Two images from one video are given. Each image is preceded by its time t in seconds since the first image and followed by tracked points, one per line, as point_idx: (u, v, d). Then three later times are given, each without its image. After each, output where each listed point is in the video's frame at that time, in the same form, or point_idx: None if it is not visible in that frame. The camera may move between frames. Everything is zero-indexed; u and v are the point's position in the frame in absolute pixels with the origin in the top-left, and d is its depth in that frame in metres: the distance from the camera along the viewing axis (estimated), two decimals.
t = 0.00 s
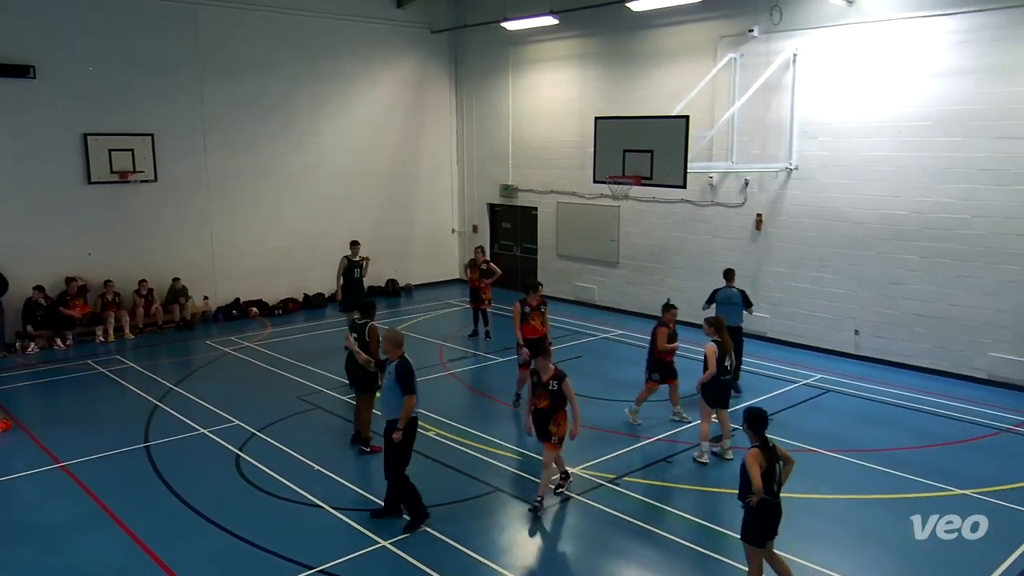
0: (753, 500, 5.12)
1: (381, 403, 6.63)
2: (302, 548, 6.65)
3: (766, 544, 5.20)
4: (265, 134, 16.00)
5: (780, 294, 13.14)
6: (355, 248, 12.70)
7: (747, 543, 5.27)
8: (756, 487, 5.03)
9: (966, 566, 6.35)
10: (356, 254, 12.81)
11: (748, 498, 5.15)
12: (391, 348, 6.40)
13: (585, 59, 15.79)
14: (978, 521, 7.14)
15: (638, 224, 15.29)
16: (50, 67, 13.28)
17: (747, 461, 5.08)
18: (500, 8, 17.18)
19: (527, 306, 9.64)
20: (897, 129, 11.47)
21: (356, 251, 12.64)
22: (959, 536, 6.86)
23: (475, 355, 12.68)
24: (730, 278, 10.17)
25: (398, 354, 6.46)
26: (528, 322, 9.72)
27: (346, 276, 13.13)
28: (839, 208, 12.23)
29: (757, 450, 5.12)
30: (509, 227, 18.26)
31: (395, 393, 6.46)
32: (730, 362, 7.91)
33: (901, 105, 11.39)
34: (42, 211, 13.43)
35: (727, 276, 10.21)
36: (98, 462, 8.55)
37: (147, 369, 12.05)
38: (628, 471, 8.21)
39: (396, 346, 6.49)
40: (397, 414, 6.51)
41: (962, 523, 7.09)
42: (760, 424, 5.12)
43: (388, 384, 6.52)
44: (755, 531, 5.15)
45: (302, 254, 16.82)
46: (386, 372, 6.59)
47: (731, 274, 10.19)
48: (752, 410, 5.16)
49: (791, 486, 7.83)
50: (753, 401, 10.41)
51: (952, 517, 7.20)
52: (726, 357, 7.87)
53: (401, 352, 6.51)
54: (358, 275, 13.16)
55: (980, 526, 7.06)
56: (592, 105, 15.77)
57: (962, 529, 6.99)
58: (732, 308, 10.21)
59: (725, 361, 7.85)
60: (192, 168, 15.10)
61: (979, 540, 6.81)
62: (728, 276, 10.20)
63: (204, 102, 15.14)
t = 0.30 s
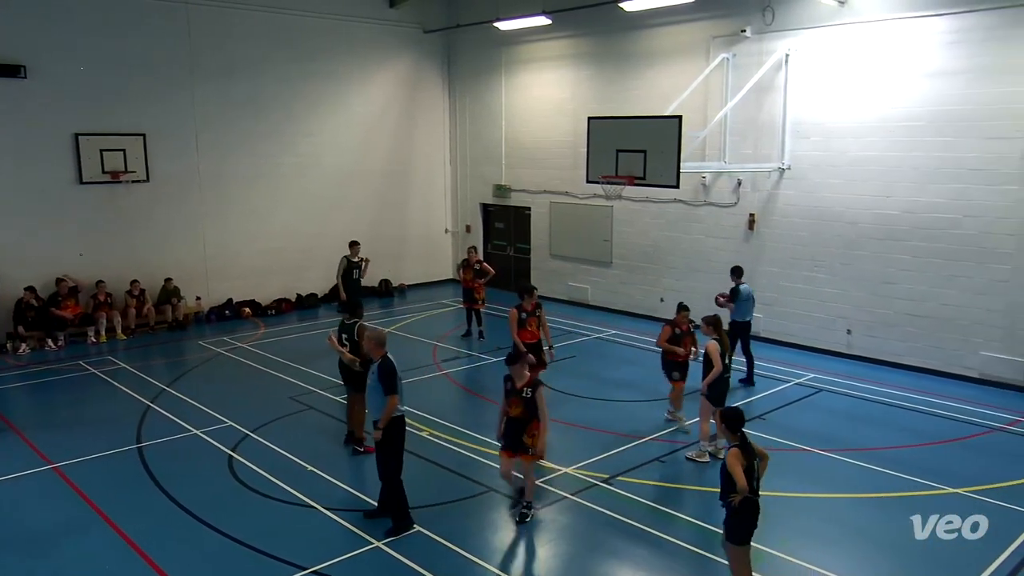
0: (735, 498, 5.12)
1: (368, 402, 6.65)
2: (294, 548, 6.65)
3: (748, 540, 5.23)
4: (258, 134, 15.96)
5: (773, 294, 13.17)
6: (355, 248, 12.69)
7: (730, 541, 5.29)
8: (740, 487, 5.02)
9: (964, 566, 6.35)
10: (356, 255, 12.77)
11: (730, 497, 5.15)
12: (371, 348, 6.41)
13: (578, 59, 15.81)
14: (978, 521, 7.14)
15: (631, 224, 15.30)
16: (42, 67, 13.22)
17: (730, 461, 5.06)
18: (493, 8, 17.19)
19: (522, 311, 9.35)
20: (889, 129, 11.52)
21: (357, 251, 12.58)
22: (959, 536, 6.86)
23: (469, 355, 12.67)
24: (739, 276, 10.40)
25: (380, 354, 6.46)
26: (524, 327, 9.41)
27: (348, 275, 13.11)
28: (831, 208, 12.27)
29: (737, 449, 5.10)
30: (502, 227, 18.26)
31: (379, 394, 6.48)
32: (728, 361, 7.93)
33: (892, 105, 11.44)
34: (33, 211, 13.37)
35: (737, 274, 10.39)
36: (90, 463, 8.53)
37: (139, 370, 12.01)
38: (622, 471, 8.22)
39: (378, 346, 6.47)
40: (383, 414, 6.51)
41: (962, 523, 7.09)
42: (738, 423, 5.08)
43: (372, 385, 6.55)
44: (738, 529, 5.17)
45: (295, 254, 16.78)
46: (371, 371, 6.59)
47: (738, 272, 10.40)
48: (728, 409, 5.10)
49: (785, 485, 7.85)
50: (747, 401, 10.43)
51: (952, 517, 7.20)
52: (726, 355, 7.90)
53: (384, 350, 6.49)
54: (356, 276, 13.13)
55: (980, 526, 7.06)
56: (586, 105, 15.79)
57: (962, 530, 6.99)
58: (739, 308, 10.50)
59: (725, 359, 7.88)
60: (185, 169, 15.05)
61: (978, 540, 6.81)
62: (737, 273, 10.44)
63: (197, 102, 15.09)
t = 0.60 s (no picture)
0: (722, 495, 5.17)
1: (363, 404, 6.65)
2: (291, 548, 6.65)
3: (736, 538, 5.25)
4: (255, 134, 15.95)
5: (770, 294, 13.18)
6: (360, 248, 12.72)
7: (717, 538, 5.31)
8: (731, 483, 5.04)
9: (963, 566, 6.36)
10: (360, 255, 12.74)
11: (717, 494, 5.20)
12: (364, 348, 6.39)
13: (575, 59, 15.81)
14: (978, 521, 7.14)
15: (629, 224, 15.30)
16: (38, 67, 13.20)
17: (718, 459, 5.07)
18: (490, 8, 17.18)
19: (517, 316, 8.92)
20: (885, 129, 11.54)
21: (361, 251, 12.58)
22: (959, 536, 6.87)
23: (466, 355, 12.66)
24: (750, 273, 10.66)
25: (373, 354, 6.44)
26: (520, 332, 8.98)
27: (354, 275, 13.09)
28: (828, 208, 12.28)
29: (725, 447, 5.10)
30: (500, 227, 18.26)
31: (372, 394, 6.46)
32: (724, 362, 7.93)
33: (889, 105, 11.45)
34: (30, 211, 13.34)
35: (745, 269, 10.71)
36: (86, 463, 8.51)
37: (136, 371, 11.99)
38: (620, 471, 8.21)
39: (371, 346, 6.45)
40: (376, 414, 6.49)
41: (962, 523, 7.09)
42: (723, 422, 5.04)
43: (366, 386, 6.53)
44: (726, 527, 5.17)
45: (293, 254, 16.77)
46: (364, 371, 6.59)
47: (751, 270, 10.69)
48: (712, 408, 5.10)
49: (783, 485, 7.84)
50: (744, 400, 10.43)
51: (952, 517, 7.21)
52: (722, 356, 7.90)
53: (377, 350, 6.48)
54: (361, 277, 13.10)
55: (980, 526, 7.06)
56: (583, 105, 15.79)
57: (962, 529, 6.99)
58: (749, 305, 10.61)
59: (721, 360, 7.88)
60: (182, 169, 15.03)
61: (978, 540, 6.82)
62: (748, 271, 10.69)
63: (194, 102, 15.07)
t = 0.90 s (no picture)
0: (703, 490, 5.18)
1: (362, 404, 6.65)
2: (292, 548, 6.65)
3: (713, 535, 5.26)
4: (256, 134, 15.95)
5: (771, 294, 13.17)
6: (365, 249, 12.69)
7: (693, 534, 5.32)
8: (715, 478, 5.07)
9: (963, 566, 6.36)
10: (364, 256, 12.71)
11: (697, 490, 5.21)
12: (364, 348, 6.40)
13: (575, 59, 15.82)
14: (978, 521, 7.15)
15: (629, 224, 15.31)
16: (39, 67, 13.20)
17: (704, 453, 5.11)
18: (491, 8, 17.19)
19: (521, 320, 8.62)
20: (885, 129, 11.54)
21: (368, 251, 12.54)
22: (959, 536, 6.87)
23: (467, 355, 12.67)
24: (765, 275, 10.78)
25: (373, 354, 6.46)
26: (524, 337, 8.64)
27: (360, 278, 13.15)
28: (828, 208, 12.29)
29: (710, 441, 5.18)
30: (500, 227, 18.26)
31: (372, 394, 6.47)
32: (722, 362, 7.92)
33: (889, 105, 11.45)
34: (31, 211, 13.34)
35: (760, 273, 10.78)
36: (87, 464, 8.51)
37: (137, 371, 11.99)
38: (621, 471, 8.22)
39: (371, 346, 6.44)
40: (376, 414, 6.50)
41: (962, 523, 7.10)
42: (711, 416, 5.15)
43: (366, 386, 6.54)
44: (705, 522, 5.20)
45: (293, 254, 16.78)
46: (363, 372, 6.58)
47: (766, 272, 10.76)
48: (700, 403, 5.19)
49: (784, 485, 7.85)
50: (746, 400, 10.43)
51: (952, 517, 7.21)
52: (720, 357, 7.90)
53: (377, 350, 6.47)
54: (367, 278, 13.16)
55: (980, 526, 7.07)
56: (584, 105, 15.79)
57: (962, 529, 7.00)
58: (766, 307, 10.91)
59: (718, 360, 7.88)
60: (183, 168, 15.04)
61: (978, 540, 6.82)
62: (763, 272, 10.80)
63: (195, 102, 15.08)
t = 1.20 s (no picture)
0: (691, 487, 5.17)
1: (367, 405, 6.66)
2: (297, 548, 6.65)
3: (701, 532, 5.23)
4: (261, 134, 15.99)
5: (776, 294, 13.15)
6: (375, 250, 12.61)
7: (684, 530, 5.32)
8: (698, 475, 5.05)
9: (963, 566, 6.36)
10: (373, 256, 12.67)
11: (687, 486, 5.21)
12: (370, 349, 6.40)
13: (580, 59, 15.81)
14: (978, 521, 7.14)
15: (634, 224, 15.30)
16: (45, 67, 13.26)
17: (690, 449, 5.10)
18: (495, 8, 17.18)
19: (539, 326, 8.34)
20: (891, 129, 11.52)
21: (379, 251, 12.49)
22: (959, 536, 6.87)
23: (471, 355, 12.67)
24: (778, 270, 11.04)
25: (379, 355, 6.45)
26: (540, 343, 8.39)
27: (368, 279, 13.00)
28: (834, 208, 12.26)
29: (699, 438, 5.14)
30: (505, 227, 18.26)
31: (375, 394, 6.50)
32: (722, 364, 7.90)
33: (895, 105, 11.43)
34: (39, 211, 13.43)
35: (776, 268, 11.06)
36: (94, 463, 8.55)
37: (142, 370, 12.03)
38: (625, 471, 8.21)
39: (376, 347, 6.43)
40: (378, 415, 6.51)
41: (962, 523, 7.09)
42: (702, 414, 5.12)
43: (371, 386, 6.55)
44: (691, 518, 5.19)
45: (298, 254, 16.80)
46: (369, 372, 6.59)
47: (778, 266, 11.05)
48: (694, 401, 5.17)
49: (788, 486, 7.84)
50: (751, 401, 10.42)
51: (952, 517, 7.21)
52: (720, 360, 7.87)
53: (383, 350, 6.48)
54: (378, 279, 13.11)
55: (980, 526, 7.06)
56: (589, 105, 15.78)
57: (962, 529, 7.00)
58: (777, 302, 10.95)
59: (718, 362, 7.85)
60: (188, 168, 15.08)
61: (978, 540, 6.82)
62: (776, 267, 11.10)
63: (200, 102, 15.12)
